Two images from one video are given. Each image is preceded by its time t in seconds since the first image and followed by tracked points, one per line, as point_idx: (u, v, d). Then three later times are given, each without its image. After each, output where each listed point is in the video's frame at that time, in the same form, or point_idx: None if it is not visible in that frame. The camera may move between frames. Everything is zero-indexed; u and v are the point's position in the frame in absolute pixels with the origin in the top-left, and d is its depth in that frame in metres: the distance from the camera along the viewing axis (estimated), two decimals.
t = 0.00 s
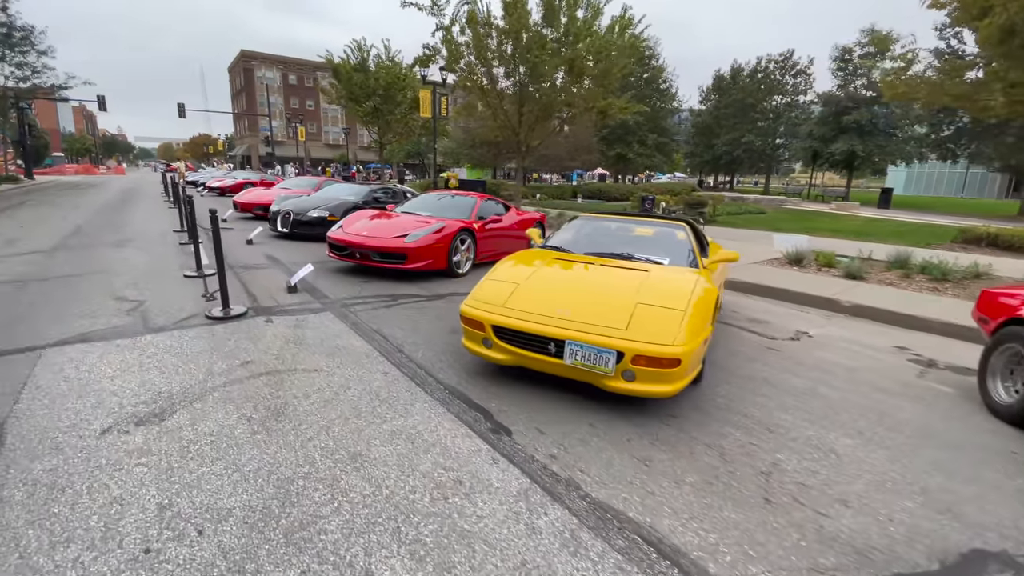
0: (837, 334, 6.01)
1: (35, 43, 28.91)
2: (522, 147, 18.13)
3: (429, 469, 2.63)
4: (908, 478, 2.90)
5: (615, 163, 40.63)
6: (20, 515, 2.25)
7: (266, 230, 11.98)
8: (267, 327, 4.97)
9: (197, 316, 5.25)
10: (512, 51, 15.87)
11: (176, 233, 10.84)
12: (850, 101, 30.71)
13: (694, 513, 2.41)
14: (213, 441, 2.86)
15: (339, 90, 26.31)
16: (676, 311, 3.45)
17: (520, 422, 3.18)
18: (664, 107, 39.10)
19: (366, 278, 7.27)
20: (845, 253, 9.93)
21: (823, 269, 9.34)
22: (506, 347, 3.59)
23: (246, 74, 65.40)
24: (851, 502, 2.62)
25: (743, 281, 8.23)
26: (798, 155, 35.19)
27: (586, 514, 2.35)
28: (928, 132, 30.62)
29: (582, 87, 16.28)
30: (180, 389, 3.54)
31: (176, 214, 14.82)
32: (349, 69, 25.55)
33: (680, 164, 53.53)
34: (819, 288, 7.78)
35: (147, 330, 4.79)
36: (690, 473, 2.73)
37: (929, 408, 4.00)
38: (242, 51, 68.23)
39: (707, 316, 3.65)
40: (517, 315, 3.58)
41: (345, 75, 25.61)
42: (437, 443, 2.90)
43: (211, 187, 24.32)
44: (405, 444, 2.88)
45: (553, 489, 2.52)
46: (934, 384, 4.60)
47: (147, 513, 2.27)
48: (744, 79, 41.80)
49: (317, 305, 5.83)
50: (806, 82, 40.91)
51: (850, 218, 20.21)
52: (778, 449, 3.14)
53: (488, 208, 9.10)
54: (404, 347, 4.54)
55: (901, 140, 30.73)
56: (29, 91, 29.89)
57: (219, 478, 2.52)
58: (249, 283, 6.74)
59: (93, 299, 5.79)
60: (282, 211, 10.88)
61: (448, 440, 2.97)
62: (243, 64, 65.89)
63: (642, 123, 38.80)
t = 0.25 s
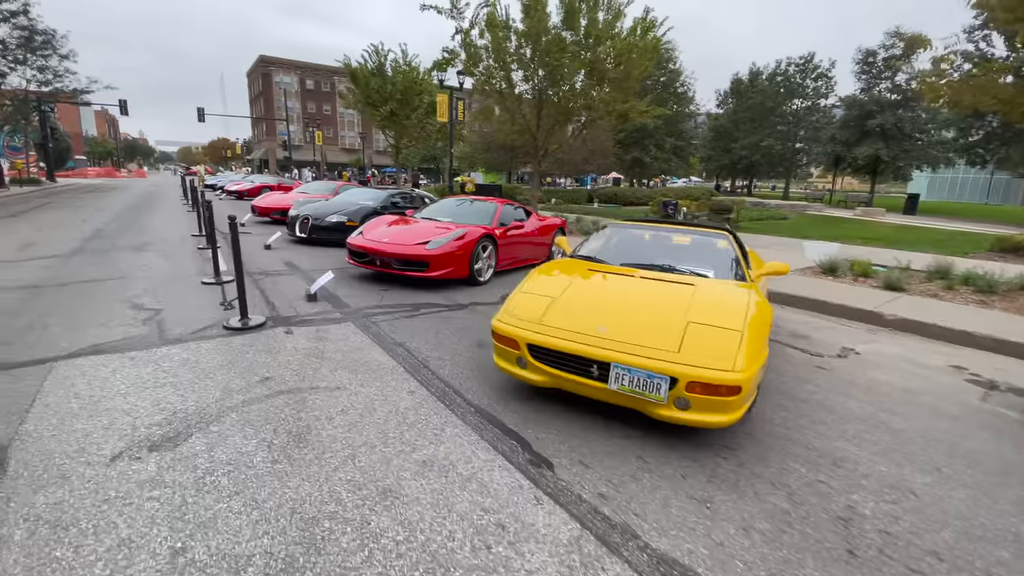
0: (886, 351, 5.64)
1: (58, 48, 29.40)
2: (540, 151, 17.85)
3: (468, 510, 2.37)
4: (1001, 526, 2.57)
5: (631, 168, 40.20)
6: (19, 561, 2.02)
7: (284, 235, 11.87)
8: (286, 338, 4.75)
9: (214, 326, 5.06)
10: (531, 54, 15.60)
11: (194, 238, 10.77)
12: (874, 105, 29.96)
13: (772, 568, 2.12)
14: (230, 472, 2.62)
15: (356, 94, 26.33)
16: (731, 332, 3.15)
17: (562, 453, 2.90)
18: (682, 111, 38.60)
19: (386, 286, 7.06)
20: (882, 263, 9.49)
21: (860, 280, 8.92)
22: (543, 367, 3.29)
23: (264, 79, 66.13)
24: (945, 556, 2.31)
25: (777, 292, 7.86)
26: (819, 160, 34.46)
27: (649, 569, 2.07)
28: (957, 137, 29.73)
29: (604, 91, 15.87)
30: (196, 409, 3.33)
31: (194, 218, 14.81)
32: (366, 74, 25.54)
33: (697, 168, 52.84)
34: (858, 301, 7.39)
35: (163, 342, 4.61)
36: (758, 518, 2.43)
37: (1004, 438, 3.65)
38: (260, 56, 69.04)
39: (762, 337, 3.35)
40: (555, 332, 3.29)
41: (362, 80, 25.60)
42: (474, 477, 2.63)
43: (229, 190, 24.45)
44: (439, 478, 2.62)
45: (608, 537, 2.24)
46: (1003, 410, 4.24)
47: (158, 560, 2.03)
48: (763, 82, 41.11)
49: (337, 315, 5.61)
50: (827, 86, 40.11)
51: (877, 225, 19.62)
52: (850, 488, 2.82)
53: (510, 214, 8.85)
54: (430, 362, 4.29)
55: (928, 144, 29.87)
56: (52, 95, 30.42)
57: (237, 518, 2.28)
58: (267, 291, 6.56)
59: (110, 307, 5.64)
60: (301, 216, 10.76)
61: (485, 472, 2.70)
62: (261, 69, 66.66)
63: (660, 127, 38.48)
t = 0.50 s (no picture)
0: (925, 368, 5.37)
1: (72, 51, 29.62)
2: (552, 155, 17.64)
3: (503, 552, 2.15)
4: None
5: (641, 172, 39.92)
6: None
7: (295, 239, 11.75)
8: (301, 348, 4.59)
9: (225, 335, 4.88)
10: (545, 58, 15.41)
11: (205, 241, 10.66)
12: (890, 110, 29.53)
13: None
14: (243, 503, 2.43)
15: (367, 98, 26.29)
16: (780, 352, 2.93)
17: (599, 484, 2.69)
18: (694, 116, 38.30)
19: (400, 294, 6.88)
20: (909, 272, 9.19)
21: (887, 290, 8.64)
22: (575, 389, 3.08)
23: (275, 82, 66.53)
24: None
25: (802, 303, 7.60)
26: (833, 165, 34.02)
27: None
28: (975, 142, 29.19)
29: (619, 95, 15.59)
30: (206, 428, 3.14)
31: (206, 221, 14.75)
32: (377, 77, 25.50)
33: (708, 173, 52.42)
34: (888, 312, 7.11)
35: (173, 352, 4.44)
36: (822, 564, 2.21)
37: None
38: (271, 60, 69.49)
39: (812, 356, 3.12)
40: (588, 351, 3.08)
41: (373, 83, 25.56)
42: (506, 511, 2.42)
43: (239, 193, 24.45)
44: (469, 512, 2.41)
45: None
46: None
47: None
48: (775, 87, 40.73)
49: (352, 324, 5.44)
50: (841, 90, 39.65)
51: (896, 232, 19.23)
52: (915, 526, 2.59)
53: (526, 220, 8.65)
54: (450, 377, 4.10)
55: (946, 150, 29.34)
56: (67, 98, 30.70)
57: (252, 558, 2.08)
58: (279, 297, 6.40)
59: (119, 314, 5.49)
60: (312, 220, 10.63)
61: (519, 505, 2.49)
62: (272, 72, 67.06)
63: (671, 131, 38.36)
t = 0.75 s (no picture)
0: (966, 377, 5.11)
1: (75, 53, 29.45)
2: (559, 157, 17.40)
3: None
4: None
5: (646, 173, 39.70)
6: None
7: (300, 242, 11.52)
8: (312, 358, 4.34)
9: (232, 343, 4.64)
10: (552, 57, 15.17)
11: (208, 244, 10.42)
12: (898, 110, 29.27)
13: None
14: (259, 538, 2.18)
15: (370, 99, 26.08)
16: (841, 365, 2.71)
17: (649, 513, 2.45)
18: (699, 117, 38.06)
19: (411, 298, 6.64)
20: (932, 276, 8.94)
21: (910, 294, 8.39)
22: (617, 406, 2.85)
23: (276, 84, 66.38)
24: None
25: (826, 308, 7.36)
26: (840, 166, 33.77)
27: None
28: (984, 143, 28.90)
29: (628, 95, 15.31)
30: (214, 448, 2.89)
31: (209, 223, 14.54)
32: (381, 78, 25.28)
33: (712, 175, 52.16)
34: (917, 317, 6.86)
35: (177, 361, 4.20)
36: None
37: None
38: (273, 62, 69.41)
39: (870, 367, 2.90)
40: (630, 365, 2.84)
41: (376, 84, 25.34)
42: (552, 547, 2.17)
43: (241, 195, 24.25)
44: (511, 548, 2.16)
45: None
46: None
47: None
48: (780, 88, 40.47)
49: (364, 331, 5.20)
50: (846, 91, 39.38)
51: (908, 234, 18.98)
52: (1001, 561, 2.33)
53: (538, 222, 8.41)
54: (472, 389, 3.85)
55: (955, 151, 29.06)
56: (69, 100, 30.56)
57: None
58: (287, 302, 6.16)
59: (121, 320, 5.26)
60: (317, 222, 10.40)
61: (565, 540, 2.23)
62: (274, 74, 66.93)
63: (675, 133, 38.30)
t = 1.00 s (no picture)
0: (1006, 385, 4.89)
1: (78, 55, 29.40)
2: (567, 156, 17.17)
3: None
4: None
5: (650, 172, 39.49)
6: None
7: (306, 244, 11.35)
8: (326, 370, 4.15)
9: (242, 354, 4.45)
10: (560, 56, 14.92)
11: (214, 248, 10.25)
12: (906, 108, 28.97)
13: None
14: None
15: (374, 99, 25.91)
16: (907, 385, 2.53)
17: (704, 548, 2.25)
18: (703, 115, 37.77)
19: (423, 304, 6.43)
20: (955, 277, 8.73)
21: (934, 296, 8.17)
22: (661, 428, 2.66)
23: (279, 85, 66.25)
24: None
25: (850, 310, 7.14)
26: (847, 164, 33.42)
27: None
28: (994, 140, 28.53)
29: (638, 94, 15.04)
30: (229, 474, 2.69)
31: (214, 225, 14.39)
32: (385, 78, 25.09)
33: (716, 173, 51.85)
34: (945, 321, 6.63)
35: (187, 374, 4.00)
36: None
37: None
38: (275, 63, 69.34)
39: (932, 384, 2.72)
40: (676, 383, 2.64)
41: (380, 84, 25.15)
42: None
43: (246, 197, 24.13)
44: None
45: None
46: None
47: None
48: (786, 86, 40.12)
49: (378, 340, 5.00)
50: (852, 88, 39.01)
51: (921, 233, 18.70)
52: None
53: (551, 224, 8.21)
54: (497, 403, 3.65)
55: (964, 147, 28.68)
56: (73, 102, 30.55)
57: None
58: (297, 309, 5.97)
59: (126, 329, 5.08)
60: (325, 224, 10.22)
61: None
62: (276, 75, 66.81)
63: (679, 132, 38.11)
